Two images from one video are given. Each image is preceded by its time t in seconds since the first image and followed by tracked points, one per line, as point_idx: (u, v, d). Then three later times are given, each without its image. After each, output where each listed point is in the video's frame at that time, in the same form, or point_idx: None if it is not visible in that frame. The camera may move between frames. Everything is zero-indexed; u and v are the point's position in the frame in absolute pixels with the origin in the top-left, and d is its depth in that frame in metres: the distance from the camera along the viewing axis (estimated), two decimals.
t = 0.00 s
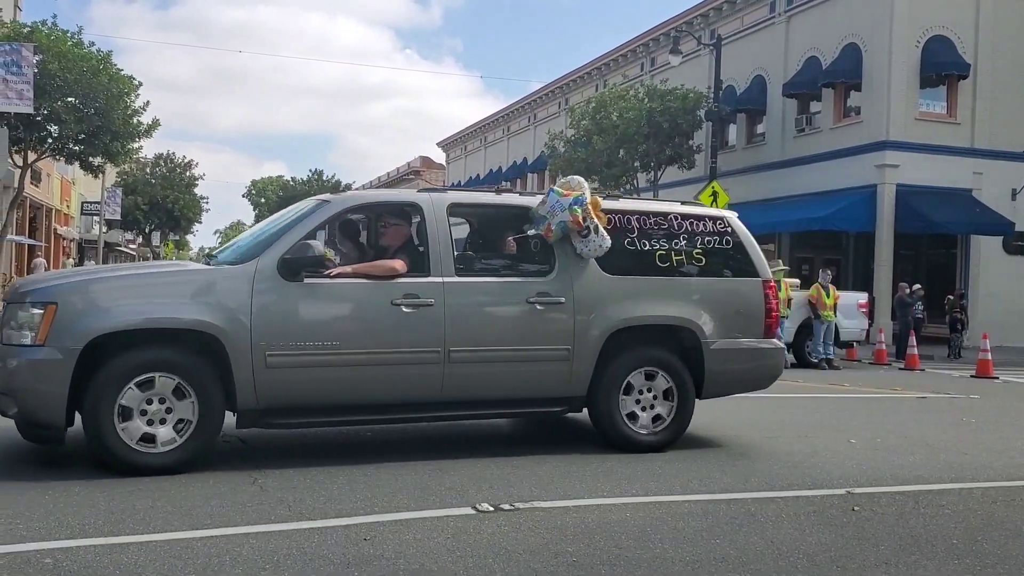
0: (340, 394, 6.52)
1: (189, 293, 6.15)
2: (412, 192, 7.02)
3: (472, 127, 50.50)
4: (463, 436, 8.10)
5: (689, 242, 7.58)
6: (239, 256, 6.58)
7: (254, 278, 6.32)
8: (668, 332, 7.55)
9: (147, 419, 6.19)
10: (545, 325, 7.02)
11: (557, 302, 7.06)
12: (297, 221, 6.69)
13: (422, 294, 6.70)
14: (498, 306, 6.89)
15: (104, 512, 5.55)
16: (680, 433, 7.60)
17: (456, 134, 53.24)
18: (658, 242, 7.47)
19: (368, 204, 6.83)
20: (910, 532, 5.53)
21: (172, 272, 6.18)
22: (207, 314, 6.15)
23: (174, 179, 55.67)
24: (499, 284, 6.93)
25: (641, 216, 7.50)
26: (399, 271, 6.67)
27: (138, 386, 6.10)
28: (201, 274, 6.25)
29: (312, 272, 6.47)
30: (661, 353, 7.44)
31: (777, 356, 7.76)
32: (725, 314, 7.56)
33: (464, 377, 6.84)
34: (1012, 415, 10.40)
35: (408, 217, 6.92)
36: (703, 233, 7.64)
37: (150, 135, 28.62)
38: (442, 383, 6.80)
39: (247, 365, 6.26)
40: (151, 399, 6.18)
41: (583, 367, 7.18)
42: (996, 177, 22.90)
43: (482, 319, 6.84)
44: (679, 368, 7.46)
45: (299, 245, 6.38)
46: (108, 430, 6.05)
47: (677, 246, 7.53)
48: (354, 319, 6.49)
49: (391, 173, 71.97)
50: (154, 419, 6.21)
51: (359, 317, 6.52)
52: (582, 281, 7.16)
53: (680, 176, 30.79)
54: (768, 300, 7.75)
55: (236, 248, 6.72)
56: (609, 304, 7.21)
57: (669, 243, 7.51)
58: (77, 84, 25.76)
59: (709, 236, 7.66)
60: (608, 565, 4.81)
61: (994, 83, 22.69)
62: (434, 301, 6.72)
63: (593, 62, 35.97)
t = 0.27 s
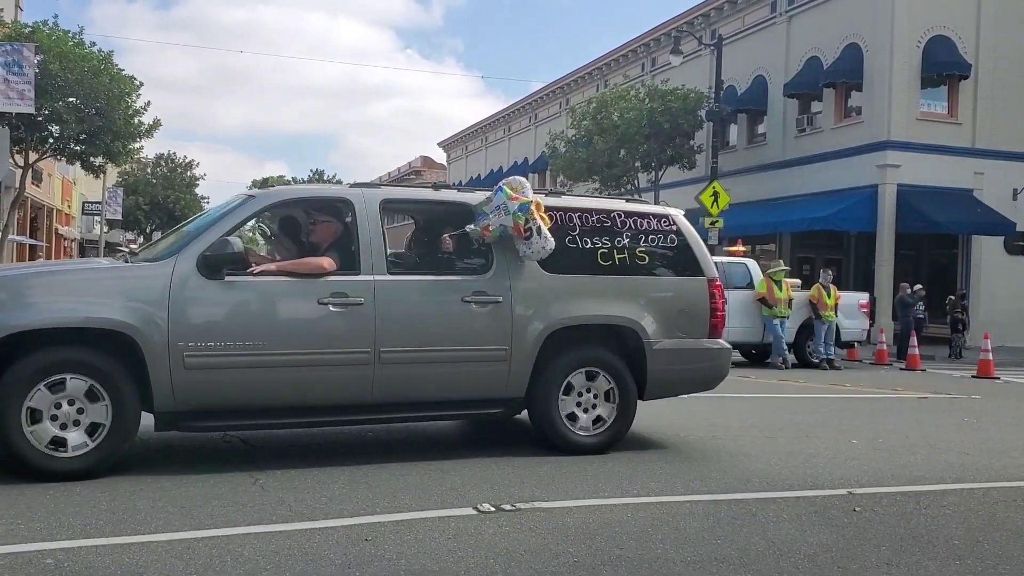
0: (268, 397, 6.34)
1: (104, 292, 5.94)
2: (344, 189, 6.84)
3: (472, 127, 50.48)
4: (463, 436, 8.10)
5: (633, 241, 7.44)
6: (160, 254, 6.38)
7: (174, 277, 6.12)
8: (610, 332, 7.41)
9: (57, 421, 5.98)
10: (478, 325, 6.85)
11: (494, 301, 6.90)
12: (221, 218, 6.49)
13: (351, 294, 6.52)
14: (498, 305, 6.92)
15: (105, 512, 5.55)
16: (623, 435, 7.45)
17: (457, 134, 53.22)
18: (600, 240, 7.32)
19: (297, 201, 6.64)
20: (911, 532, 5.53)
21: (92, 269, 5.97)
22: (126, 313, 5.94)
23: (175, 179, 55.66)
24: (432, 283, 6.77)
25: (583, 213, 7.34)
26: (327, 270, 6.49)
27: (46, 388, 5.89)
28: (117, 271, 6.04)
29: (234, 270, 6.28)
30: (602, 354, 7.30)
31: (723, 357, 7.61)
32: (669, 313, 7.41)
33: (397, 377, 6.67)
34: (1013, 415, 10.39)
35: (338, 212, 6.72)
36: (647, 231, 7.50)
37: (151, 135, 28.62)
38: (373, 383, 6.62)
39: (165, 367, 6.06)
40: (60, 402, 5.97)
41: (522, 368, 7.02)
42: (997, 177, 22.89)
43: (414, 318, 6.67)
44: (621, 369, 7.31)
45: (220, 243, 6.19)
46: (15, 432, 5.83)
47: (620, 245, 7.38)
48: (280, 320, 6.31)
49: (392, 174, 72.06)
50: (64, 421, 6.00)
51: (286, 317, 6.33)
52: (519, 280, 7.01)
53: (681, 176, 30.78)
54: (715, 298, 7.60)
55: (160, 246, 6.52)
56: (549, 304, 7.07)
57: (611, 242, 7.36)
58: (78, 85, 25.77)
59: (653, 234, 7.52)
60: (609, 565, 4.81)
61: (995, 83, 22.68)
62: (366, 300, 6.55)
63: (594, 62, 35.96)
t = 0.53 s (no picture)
0: (188, 398, 6.13)
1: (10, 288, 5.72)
2: (267, 182, 6.64)
3: (472, 127, 50.46)
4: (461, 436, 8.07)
5: (572, 237, 7.29)
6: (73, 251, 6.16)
7: (83, 273, 5.91)
8: (548, 331, 7.23)
9: None
10: (405, 325, 6.66)
11: (424, 301, 6.72)
12: (137, 213, 6.28)
13: (271, 291, 6.31)
14: (429, 304, 6.74)
15: (100, 512, 5.54)
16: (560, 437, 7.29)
17: (457, 134, 53.21)
18: (537, 237, 7.17)
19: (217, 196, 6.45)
20: (908, 531, 5.52)
21: None
22: (34, 312, 5.72)
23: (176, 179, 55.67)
24: (360, 281, 6.57)
25: (519, 210, 7.19)
26: (246, 267, 6.29)
27: None
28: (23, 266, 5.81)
29: (147, 267, 6.08)
30: (539, 353, 7.12)
31: (663, 356, 7.47)
32: (607, 312, 7.25)
33: (325, 379, 6.47)
34: (1012, 415, 10.36)
35: (264, 206, 6.53)
36: (586, 228, 7.34)
37: (151, 134, 28.61)
38: (298, 384, 6.41)
39: (74, 367, 5.84)
40: None
41: (454, 369, 6.83)
42: (997, 176, 22.87)
43: (340, 316, 6.47)
44: (558, 369, 7.14)
45: (131, 239, 5.98)
46: None
47: (558, 242, 7.23)
48: (197, 319, 6.10)
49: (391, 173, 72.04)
50: None
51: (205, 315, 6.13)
52: (451, 279, 6.82)
53: (681, 175, 30.75)
54: (656, 297, 7.44)
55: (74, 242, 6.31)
56: (484, 302, 6.89)
57: (550, 238, 7.21)
58: (78, 84, 25.78)
59: (592, 231, 7.36)
60: (605, 565, 4.80)
61: (994, 82, 22.66)
62: (286, 298, 6.35)
63: (593, 62, 35.95)
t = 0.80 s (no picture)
0: (90, 400, 5.90)
1: None
2: (181, 176, 6.40)
3: (471, 128, 50.45)
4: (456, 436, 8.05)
5: (505, 235, 7.06)
6: None
7: None
8: (479, 331, 7.01)
9: None
10: (325, 325, 6.44)
11: (345, 299, 6.50)
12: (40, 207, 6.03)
13: (181, 290, 6.08)
14: (350, 303, 6.52)
15: (90, 513, 5.51)
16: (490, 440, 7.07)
17: (456, 134, 53.21)
18: (467, 235, 6.94)
19: (129, 190, 6.21)
20: (902, 532, 5.51)
21: None
22: None
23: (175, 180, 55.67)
24: (277, 279, 6.35)
25: (450, 206, 6.97)
26: (154, 265, 6.05)
27: None
28: None
29: (47, 264, 5.83)
30: (469, 354, 6.91)
31: (598, 357, 7.27)
32: (540, 313, 7.04)
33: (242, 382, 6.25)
34: (1009, 415, 10.34)
35: (179, 202, 6.30)
36: (520, 225, 7.12)
37: (148, 135, 28.59)
38: (210, 387, 6.18)
39: None
40: None
41: (378, 370, 6.60)
42: (995, 177, 22.85)
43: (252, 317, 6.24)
44: (490, 370, 6.92)
45: (30, 235, 5.74)
46: None
47: (490, 239, 7.01)
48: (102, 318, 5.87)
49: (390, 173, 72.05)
50: None
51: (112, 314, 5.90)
52: (372, 274, 6.59)
53: (679, 176, 30.72)
54: (592, 296, 7.24)
55: None
56: (409, 302, 6.67)
57: (481, 236, 6.99)
58: (75, 84, 25.77)
59: (526, 228, 7.14)
60: (596, 566, 4.78)
61: (992, 82, 22.63)
62: (198, 297, 6.11)
63: (592, 62, 35.93)
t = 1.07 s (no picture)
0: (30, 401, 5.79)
1: None
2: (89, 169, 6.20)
3: (469, 127, 50.44)
4: (449, 436, 8.02)
5: (433, 231, 6.87)
6: None
7: None
8: (405, 331, 6.81)
9: None
10: (238, 324, 6.23)
11: (259, 297, 6.28)
12: None
13: (85, 287, 5.88)
14: (264, 301, 6.30)
15: (80, 514, 5.47)
16: (414, 444, 6.86)
17: (454, 134, 53.19)
18: (392, 230, 6.75)
19: (34, 184, 6.02)
20: (896, 532, 5.49)
21: None
22: None
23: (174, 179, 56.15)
24: (187, 276, 6.14)
25: (376, 201, 6.78)
26: (57, 261, 5.86)
27: None
28: None
29: None
30: (393, 354, 6.70)
31: (530, 359, 7.08)
32: (467, 311, 6.85)
33: (154, 382, 6.04)
34: (1005, 415, 10.32)
35: (86, 196, 6.12)
36: (449, 221, 6.93)
37: (145, 134, 28.58)
38: (119, 387, 5.97)
39: None
40: None
41: (293, 370, 6.39)
42: (993, 177, 22.84)
43: (162, 313, 6.05)
44: (415, 372, 6.72)
45: None
46: None
47: (416, 235, 6.81)
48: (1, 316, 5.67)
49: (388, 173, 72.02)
50: None
51: (13, 312, 5.71)
52: (288, 274, 6.38)
53: (678, 176, 30.70)
54: (524, 296, 7.05)
55: None
56: (328, 299, 6.46)
57: (407, 232, 6.80)
58: (72, 83, 25.77)
59: (456, 224, 6.96)
60: (588, 565, 4.76)
61: (990, 82, 22.63)
62: (101, 293, 5.91)
63: (590, 62, 35.91)
